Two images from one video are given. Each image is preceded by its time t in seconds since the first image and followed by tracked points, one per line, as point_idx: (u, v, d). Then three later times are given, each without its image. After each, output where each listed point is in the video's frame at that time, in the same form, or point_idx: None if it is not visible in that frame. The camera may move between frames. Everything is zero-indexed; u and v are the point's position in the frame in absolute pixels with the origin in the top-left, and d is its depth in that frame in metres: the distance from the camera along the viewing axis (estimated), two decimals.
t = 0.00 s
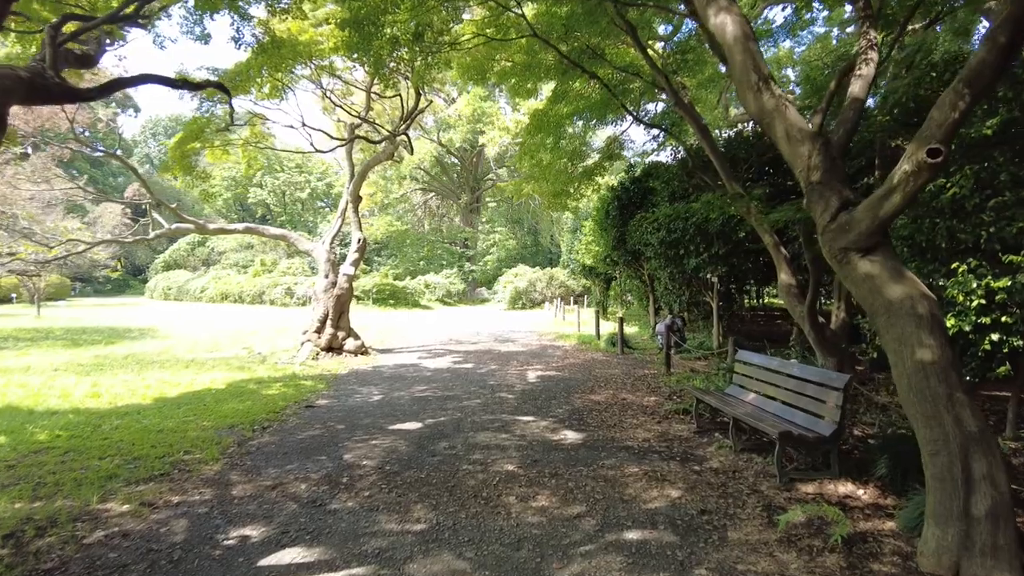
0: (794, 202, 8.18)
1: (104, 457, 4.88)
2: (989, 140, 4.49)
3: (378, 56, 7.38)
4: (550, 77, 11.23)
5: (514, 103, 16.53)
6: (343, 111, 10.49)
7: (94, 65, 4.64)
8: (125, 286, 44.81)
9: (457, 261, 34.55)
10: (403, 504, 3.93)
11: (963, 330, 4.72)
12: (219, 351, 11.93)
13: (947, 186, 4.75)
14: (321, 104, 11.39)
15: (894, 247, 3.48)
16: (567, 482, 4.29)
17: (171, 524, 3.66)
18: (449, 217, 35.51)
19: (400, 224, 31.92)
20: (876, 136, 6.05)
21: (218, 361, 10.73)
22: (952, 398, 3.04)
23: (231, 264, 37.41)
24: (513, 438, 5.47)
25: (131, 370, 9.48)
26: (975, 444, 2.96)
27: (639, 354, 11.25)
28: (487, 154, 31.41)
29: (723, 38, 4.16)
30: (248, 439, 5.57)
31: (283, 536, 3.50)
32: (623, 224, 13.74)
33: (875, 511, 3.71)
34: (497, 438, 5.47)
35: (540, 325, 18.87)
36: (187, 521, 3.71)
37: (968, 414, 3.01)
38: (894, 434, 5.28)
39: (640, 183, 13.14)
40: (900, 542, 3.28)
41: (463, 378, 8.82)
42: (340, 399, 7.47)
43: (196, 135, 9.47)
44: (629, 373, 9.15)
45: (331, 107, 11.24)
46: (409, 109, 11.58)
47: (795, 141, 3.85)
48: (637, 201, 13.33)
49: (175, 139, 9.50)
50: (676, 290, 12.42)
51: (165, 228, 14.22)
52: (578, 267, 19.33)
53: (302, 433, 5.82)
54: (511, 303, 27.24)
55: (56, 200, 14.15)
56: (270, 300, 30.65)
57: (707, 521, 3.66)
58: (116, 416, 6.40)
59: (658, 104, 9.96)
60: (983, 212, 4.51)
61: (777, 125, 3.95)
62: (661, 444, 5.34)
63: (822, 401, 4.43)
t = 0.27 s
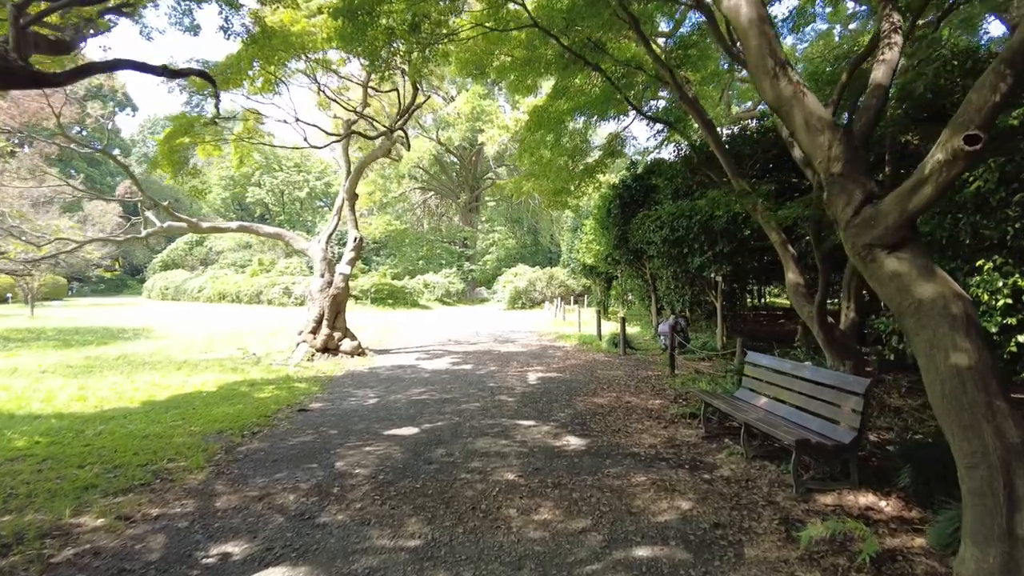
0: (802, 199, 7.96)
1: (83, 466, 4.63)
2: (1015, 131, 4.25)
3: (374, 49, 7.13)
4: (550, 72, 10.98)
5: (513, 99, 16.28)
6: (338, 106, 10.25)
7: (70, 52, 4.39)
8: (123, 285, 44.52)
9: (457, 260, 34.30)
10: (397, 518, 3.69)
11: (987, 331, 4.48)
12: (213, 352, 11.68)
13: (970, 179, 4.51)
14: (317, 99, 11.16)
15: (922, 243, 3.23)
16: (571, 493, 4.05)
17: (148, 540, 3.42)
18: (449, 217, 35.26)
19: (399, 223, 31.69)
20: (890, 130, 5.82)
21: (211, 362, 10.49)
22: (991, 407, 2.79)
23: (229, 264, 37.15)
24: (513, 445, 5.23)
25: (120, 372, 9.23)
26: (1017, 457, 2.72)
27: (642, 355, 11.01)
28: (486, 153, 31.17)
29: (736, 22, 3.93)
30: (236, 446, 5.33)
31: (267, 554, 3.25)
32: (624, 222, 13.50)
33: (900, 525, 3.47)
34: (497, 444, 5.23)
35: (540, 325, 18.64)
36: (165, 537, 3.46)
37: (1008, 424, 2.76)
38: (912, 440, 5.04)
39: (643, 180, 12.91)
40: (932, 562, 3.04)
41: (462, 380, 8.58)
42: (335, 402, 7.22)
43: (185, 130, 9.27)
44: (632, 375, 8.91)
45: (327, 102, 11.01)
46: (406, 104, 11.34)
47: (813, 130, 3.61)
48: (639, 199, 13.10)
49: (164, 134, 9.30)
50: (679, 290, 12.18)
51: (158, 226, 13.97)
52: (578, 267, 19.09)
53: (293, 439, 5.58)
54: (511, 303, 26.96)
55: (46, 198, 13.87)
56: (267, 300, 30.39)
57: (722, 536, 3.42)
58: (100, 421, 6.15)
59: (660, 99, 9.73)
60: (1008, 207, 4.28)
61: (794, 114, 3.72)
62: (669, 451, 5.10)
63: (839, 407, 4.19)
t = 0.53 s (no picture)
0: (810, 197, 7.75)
1: (61, 476, 4.42)
2: None
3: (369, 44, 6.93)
4: (550, 68, 10.77)
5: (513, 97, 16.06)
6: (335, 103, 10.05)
7: (44, 41, 4.18)
8: (121, 285, 44.33)
9: (457, 260, 34.11)
10: (389, 535, 3.47)
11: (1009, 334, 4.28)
12: (207, 354, 11.47)
13: (992, 177, 4.29)
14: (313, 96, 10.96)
15: (949, 243, 3.01)
16: (574, 506, 3.85)
17: (122, 560, 3.20)
18: (448, 216, 35.05)
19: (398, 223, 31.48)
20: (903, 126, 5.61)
21: (204, 364, 10.28)
22: None
23: (227, 263, 36.94)
24: (513, 453, 5.02)
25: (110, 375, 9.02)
26: None
27: (644, 357, 10.81)
28: (486, 152, 30.98)
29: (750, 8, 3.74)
30: (225, 454, 5.12)
31: None
32: (626, 222, 13.31)
33: (925, 543, 3.25)
34: (495, 452, 5.02)
35: (540, 326, 18.44)
36: (141, 556, 3.24)
37: None
38: (930, 449, 4.83)
39: (645, 179, 12.70)
40: None
41: (460, 383, 8.38)
42: (329, 407, 7.02)
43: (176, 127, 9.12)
44: (635, 378, 8.71)
45: (323, 99, 10.79)
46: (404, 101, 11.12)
47: (831, 122, 3.40)
48: (641, 198, 12.90)
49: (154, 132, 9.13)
50: (681, 290, 11.98)
51: (151, 225, 13.75)
52: (579, 266, 18.88)
53: (283, 447, 5.37)
54: (511, 303, 26.68)
55: (38, 196, 13.65)
56: (266, 300, 30.17)
57: (735, 555, 3.21)
58: (85, 427, 5.94)
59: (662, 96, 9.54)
60: None
61: (810, 105, 3.51)
62: (675, 460, 4.89)
63: (858, 415, 3.97)
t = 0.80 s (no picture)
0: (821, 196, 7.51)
1: (37, 489, 4.17)
2: None
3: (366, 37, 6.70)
4: (553, 64, 10.52)
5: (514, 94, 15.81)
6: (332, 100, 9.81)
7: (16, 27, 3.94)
8: (121, 286, 44.09)
9: (457, 260, 33.90)
10: (383, 556, 3.23)
11: None
12: (202, 357, 11.23)
13: None
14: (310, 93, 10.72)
15: (991, 242, 2.77)
16: (582, 524, 3.60)
17: None
18: (449, 216, 34.82)
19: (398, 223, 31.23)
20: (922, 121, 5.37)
21: (198, 367, 10.04)
22: None
23: (226, 264, 36.71)
24: (516, 463, 4.78)
25: (101, 378, 8.78)
26: None
27: (649, 360, 10.57)
28: (487, 152, 30.76)
29: None
30: (213, 464, 4.87)
31: None
32: (629, 221, 13.07)
33: (962, 566, 3.02)
34: (497, 463, 4.79)
35: (542, 327, 18.20)
36: None
37: None
38: (956, 460, 4.59)
39: (648, 178, 12.44)
40: None
41: (460, 387, 8.13)
42: (325, 413, 6.78)
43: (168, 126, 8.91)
44: (640, 382, 8.46)
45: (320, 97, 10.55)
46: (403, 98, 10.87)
47: (859, 112, 3.16)
48: (645, 197, 12.66)
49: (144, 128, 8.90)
50: (686, 291, 11.73)
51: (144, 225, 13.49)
52: (581, 267, 18.63)
53: (276, 457, 5.14)
54: (512, 303, 26.40)
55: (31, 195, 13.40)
56: (265, 301, 29.92)
57: None
58: (70, 434, 5.70)
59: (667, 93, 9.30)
60: None
61: (836, 94, 3.28)
62: (686, 472, 4.65)
63: (882, 426, 3.72)
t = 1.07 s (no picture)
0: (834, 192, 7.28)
1: (16, 497, 3.94)
2: None
3: (363, 26, 6.46)
4: (557, 57, 10.27)
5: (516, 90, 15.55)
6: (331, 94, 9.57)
7: None
8: (121, 285, 43.85)
9: (458, 259, 33.68)
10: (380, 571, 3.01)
11: None
12: (198, 356, 11.01)
13: None
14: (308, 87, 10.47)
15: None
16: (594, 537, 3.37)
17: None
18: (450, 215, 34.59)
19: (398, 222, 31.00)
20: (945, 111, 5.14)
21: (193, 367, 9.81)
22: None
23: (226, 263, 36.49)
24: (521, 470, 4.56)
25: (93, 379, 8.55)
26: None
27: (654, 360, 10.34)
28: (488, 150, 30.53)
29: None
30: (204, 469, 4.65)
31: None
32: (634, 219, 12.83)
33: None
34: (501, 469, 4.56)
35: (544, 326, 17.96)
36: None
37: None
38: (983, 468, 4.37)
39: (653, 175, 12.21)
40: None
41: (462, 388, 7.89)
42: (322, 415, 6.55)
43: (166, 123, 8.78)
44: (647, 383, 8.23)
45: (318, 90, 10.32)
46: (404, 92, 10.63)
47: (893, 95, 2.93)
48: (650, 194, 12.43)
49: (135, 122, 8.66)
50: (693, 290, 11.49)
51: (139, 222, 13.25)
52: (583, 266, 18.38)
53: (269, 461, 4.91)
54: (513, 303, 26.19)
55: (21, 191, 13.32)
56: (264, 300, 29.69)
57: None
58: (55, 437, 5.47)
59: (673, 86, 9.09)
60: None
61: (868, 76, 3.04)
62: (700, 479, 4.42)
63: (915, 430, 3.49)
